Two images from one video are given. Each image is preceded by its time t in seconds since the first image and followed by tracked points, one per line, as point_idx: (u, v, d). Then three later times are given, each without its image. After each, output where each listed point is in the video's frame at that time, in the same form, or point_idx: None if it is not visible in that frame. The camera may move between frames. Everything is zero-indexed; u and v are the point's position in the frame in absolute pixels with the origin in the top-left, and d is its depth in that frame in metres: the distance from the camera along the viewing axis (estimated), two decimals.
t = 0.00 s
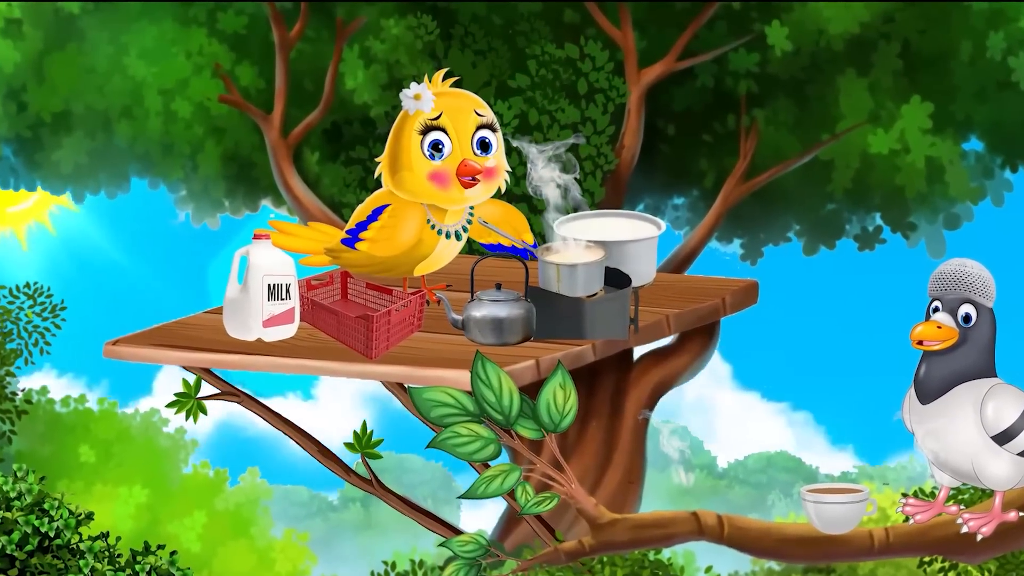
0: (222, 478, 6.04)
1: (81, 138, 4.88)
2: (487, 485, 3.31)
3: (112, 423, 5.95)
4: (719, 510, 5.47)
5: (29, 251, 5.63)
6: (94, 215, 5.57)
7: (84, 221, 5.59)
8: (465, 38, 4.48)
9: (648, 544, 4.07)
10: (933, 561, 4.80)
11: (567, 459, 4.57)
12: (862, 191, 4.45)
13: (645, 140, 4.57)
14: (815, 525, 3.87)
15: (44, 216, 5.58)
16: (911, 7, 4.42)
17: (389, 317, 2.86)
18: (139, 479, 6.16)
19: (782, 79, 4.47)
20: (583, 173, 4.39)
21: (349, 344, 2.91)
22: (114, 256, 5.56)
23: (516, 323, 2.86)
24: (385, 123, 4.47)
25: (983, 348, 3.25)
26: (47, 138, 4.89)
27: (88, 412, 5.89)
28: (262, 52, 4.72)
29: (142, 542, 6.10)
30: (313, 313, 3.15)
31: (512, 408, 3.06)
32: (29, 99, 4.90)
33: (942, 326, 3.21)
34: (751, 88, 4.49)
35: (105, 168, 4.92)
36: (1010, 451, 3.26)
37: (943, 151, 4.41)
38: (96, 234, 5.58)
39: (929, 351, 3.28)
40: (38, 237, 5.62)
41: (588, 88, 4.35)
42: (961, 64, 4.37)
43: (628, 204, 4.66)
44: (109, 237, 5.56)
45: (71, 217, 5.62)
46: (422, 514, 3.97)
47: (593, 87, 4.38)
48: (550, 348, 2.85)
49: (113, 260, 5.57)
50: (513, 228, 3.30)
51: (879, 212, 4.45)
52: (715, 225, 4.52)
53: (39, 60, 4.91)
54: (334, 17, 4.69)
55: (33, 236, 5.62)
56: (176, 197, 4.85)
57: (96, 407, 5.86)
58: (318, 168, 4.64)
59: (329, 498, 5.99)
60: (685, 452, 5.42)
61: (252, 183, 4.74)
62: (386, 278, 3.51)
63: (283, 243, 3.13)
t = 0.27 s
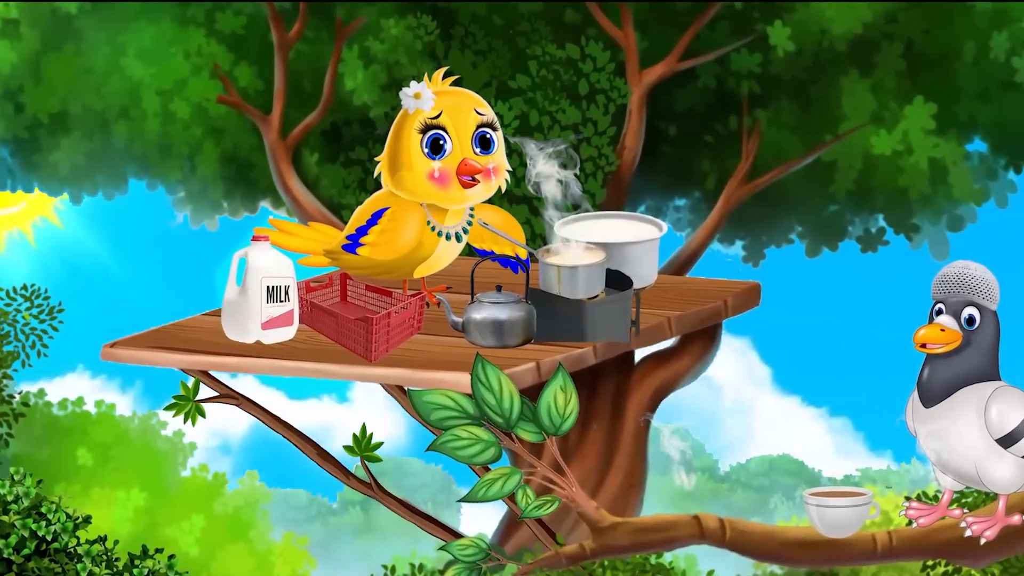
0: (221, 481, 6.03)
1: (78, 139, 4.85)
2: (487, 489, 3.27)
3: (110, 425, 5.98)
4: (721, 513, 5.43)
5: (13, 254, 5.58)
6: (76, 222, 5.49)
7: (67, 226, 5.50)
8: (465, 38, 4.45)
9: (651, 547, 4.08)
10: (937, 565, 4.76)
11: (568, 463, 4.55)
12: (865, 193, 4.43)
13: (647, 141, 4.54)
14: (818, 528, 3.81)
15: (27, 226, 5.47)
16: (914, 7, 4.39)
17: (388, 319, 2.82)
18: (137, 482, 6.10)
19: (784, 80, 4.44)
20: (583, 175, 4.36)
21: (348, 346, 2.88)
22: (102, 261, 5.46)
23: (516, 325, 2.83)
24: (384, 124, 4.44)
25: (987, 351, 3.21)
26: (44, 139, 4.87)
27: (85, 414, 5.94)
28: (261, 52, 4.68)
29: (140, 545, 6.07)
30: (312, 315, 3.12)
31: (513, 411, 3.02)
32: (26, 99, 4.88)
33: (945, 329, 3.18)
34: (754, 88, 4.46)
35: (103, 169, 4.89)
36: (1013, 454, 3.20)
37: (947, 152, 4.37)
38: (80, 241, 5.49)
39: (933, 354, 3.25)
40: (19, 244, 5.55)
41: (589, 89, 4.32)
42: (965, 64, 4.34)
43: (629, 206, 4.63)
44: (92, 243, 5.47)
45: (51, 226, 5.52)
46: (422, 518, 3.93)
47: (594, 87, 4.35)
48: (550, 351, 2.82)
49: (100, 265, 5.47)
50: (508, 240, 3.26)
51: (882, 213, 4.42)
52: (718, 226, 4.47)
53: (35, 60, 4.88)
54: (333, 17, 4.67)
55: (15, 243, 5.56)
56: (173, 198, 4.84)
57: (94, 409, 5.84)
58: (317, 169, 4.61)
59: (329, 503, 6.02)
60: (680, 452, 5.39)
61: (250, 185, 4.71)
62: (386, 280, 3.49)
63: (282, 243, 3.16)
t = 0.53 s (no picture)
0: (220, 484, 6.02)
1: (76, 141, 4.84)
2: (487, 492, 3.23)
3: (108, 428, 5.96)
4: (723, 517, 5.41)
5: None
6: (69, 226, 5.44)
7: (53, 232, 5.45)
8: (465, 39, 4.42)
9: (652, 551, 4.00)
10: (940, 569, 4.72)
11: (569, 466, 4.52)
12: (868, 195, 4.39)
13: (648, 143, 4.51)
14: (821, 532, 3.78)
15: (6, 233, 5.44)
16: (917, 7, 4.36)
17: (388, 321, 2.79)
18: (135, 485, 6.07)
19: (787, 81, 4.41)
20: (584, 174, 4.35)
21: (348, 349, 2.85)
22: (91, 267, 5.42)
23: (517, 328, 2.80)
24: (384, 125, 4.41)
25: (990, 353, 3.16)
26: (42, 140, 4.86)
27: (83, 418, 5.88)
28: (260, 53, 4.65)
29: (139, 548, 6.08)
30: (310, 317, 3.09)
31: (513, 414, 2.99)
32: (23, 100, 4.86)
33: (948, 332, 3.13)
34: (756, 89, 4.42)
35: (101, 171, 4.86)
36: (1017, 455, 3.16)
37: (950, 153, 4.35)
38: (70, 245, 5.44)
39: (936, 357, 3.20)
40: None
41: (590, 89, 4.30)
42: (968, 65, 4.31)
43: (630, 208, 4.59)
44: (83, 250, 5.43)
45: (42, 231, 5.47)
46: (422, 521, 3.91)
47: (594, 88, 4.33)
48: (551, 353, 2.79)
49: (89, 271, 5.42)
50: (510, 239, 3.23)
51: (885, 215, 4.39)
52: (720, 226, 4.43)
53: (33, 61, 4.86)
54: (332, 18, 4.64)
55: None
56: (173, 200, 4.80)
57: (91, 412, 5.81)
58: (316, 170, 4.58)
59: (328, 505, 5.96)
60: (673, 451, 5.34)
61: (249, 186, 4.68)
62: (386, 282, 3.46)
63: (282, 245, 3.12)
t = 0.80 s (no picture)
0: (218, 487, 6.02)
1: (74, 142, 4.81)
2: (487, 496, 3.19)
3: (106, 432, 5.88)
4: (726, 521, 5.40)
5: None
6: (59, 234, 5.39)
7: (40, 237, 5.41)
8: (465, 39, 4.40)
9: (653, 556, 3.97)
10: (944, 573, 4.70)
11: (569, 470, 4.48)
12: (871, 197, 4.35)
13: (650, 143, 4.48)
14: (822, 535, 3.72)
15: None
16: (921, 8, 4.33)
17: (388, 323, 2.76)
18: (133, 489, 6.08)
19: (789, 81, 4.38)
20: (585, 176, 4.33)
21: (347, 351, 2.82)
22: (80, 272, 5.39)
23: (517, 330, 2.77)
24: (384, 126, 4.39)
25: (994, 355, 3.12)
26: (40, 140, 4.84)
27: (81, 420, 5.78)
28: (258, 54, 4.63)
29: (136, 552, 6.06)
30: (310, 319, 3.06)
31: (514, 417, 2.96)
32: (20, 101, 4.83)
33: (952, 333, 3.10)
34: (758, 89, 4.40)
35: (98, 172, 4.84)
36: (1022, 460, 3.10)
37: (953, 154, 4.31)
38: (62, 251, 5.41)
39: (940, 359, 3.16)
40: None
41: (592, 90, 4.27)
42: (972, 66, 4.29)
43: (631, 209, 4.56)
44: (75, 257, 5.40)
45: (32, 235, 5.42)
46: (421, 525, 3.87)
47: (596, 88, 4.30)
48: (552, 355, 2.77)
49: (81, 278, 5.40)
50: (515, 228, 3.25)
51: (888, 217, 4.35)
52: (722, 228, 4.42)
53: (30, 61, 4.83)
54: (331, 18, 4.61)
55: None
56: (169, 201, 4.78)
57: (88, 416, 5.75)
58: (315, 172, 4.55)
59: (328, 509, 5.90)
60: (671, 450, 5.30)
61: (247, 187, 4.65)
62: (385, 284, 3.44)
63: (281, 250, 3.03)
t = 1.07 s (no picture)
0: (216, 490, 6.03)
1: (71, 142, 4.79)
2: (488, 499, 3.16)
3: (104, 435, 5.83)
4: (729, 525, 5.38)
5: None
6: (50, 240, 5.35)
7: (32, 241, 5.36)
8: (466, 40, 4.37)
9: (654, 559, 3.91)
10: None
11: (570, 473, 4.45)
12: (874, 198, 4.32)
13: (651, 144, 4.45)
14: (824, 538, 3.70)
15: None
16: (924, 8, 4.31)
17: (387, 325, 2.73)
18: (131, 493, 6.08)
19: (791, 82, 4.36)
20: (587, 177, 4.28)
21: (347, 353, 2.79)
22: (71, 276, 5.37)
23: (518, 332, 2.74)
24: (383, 127, 4.36)
25: (998, 356, 3.07)
26: (37, 141, 4.82)
27: (80, 423, 5.71)
28: (257, 54, 4.61)
29: (134, 556, 6.01)
30: (309, 321, 3.03)
31: (514, 419, 2.93)
32: (17, 101, 4.81)
33: (955, 335, 3.04)
34: (759, 90, 4.37)
35: (96, 173, 4.82)
36: None
37: (956, 155, 4.28)
38: (53, 256, 5.37)
39: (943, 360, 3.11)
40: None
41: (593, 90, 4.25)
42: (975, 66, 4.27)
43: (632, 210, 4.52)
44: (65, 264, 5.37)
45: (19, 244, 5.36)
46: (421, 529, 3.84)
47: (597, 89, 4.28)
48: (553, 358, 2.74)
49: (71, 285, 5.37)
50: (518, 215, 3.25)
51: (891, 218, 4.32)
52: (723, 230, 4.39)
53: (27, 61, 4.81)
54: (331, 18, 4.58)
55: None
56: (168, 202, 4.75)
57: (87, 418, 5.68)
58: (314, 173, 4.53)
59: (327, 513, 5.90)
60: (671, 448, 5.25)
61: (246, 188, 4.63)
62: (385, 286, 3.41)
63: (280, 250, 3.01)
